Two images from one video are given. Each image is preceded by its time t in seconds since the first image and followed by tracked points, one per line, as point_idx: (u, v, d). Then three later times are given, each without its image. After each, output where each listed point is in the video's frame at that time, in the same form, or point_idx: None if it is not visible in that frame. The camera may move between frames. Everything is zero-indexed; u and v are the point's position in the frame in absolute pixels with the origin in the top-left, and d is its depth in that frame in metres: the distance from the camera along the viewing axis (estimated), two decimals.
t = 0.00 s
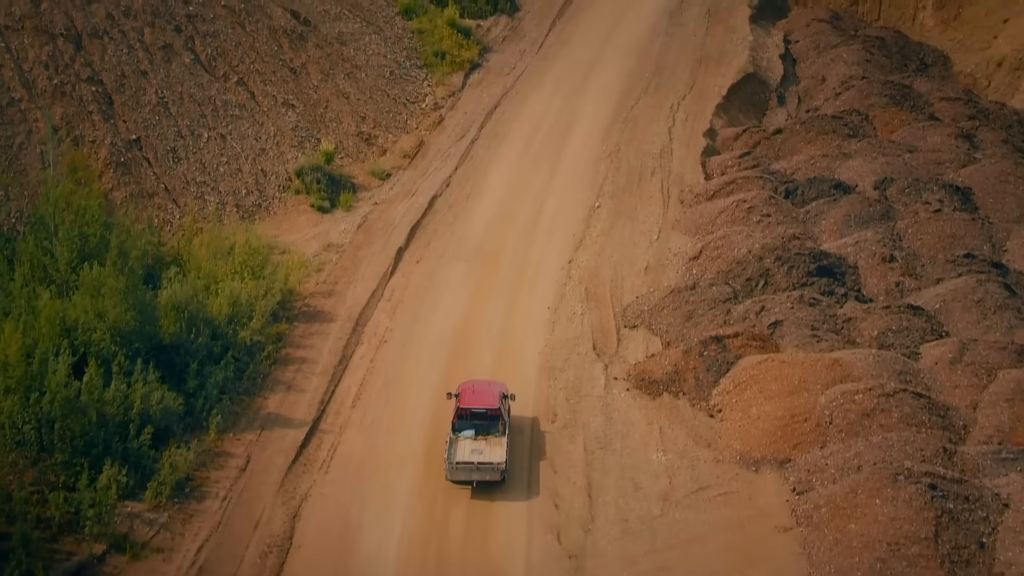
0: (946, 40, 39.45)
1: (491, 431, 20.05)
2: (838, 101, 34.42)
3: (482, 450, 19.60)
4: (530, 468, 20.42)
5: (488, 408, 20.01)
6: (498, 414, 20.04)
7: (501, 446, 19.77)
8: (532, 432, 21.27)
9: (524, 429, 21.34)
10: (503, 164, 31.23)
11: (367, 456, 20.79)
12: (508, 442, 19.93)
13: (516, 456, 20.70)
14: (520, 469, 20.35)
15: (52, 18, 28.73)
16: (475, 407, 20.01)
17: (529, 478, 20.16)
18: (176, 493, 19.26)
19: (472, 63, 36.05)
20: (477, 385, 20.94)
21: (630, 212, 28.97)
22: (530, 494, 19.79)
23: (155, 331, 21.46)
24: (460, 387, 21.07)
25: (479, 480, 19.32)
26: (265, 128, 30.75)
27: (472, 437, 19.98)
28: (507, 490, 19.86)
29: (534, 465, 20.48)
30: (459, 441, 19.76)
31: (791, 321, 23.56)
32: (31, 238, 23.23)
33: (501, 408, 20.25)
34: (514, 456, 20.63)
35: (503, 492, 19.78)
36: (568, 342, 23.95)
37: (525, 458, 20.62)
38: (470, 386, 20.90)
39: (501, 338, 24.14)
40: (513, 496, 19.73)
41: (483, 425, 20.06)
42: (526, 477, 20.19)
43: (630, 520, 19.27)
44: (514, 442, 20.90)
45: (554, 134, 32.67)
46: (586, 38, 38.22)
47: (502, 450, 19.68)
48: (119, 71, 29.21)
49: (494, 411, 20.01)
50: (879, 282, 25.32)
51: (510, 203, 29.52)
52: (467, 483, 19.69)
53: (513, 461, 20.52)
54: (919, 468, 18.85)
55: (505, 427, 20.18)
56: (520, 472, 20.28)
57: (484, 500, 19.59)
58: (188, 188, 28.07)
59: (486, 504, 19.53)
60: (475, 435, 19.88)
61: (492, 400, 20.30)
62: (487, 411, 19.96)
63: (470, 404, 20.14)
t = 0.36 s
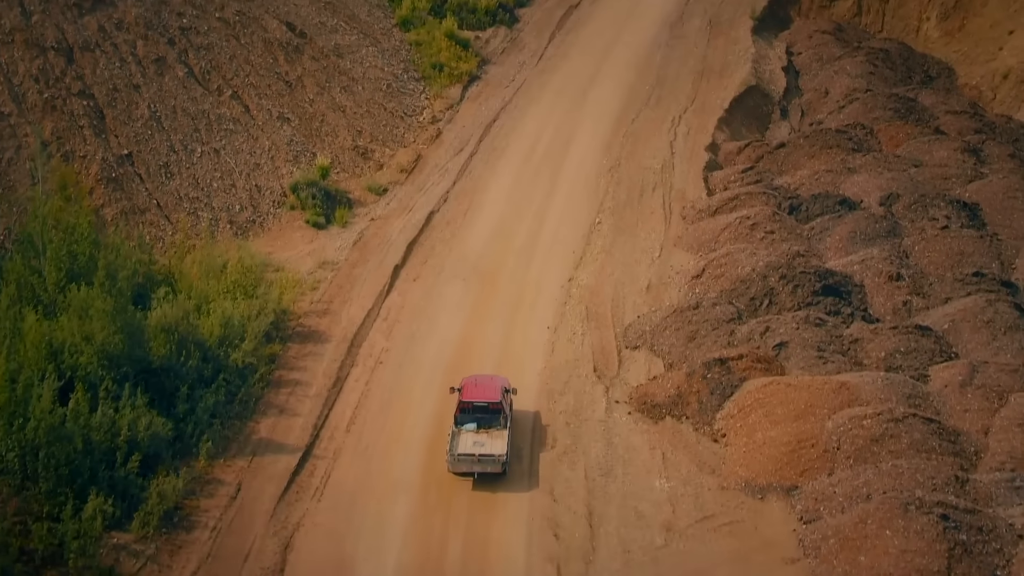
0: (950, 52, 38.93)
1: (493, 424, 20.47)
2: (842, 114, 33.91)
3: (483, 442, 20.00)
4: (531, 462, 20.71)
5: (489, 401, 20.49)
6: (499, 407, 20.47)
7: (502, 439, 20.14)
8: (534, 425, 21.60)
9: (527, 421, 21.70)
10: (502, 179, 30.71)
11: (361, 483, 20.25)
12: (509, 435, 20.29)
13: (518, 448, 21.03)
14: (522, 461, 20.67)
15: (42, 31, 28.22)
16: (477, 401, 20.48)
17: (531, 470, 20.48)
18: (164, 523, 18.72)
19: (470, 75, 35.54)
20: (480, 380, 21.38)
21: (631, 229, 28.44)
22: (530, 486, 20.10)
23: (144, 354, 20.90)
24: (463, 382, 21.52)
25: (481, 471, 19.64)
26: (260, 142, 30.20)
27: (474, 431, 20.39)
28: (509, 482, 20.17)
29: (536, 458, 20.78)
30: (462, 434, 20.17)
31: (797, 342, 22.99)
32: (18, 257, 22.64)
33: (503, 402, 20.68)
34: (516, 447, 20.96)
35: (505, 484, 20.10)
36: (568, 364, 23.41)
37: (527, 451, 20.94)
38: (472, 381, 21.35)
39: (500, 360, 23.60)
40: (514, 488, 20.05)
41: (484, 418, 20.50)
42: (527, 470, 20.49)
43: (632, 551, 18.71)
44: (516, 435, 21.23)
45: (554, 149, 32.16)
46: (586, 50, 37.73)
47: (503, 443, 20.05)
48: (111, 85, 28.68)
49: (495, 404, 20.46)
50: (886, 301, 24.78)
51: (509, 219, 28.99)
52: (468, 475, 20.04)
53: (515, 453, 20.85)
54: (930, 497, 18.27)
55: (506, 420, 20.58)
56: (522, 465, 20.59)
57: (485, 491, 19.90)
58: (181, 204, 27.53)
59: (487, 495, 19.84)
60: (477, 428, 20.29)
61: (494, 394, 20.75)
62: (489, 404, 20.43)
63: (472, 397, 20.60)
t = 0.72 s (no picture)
0: (955, 65, 38.42)
1: (494, 418, 20.81)
2: (845, 129, 33.40)
3: (485, 436, 20.36)
4: (532, 456, 20.97)
5: (491, 396, 20.81)
6: (501, 402, 20.80)
7: (503, 433, 20.45)
8: (534, 429, 21.65)
9: (529, 415, 22.02)
10: (500, 195, 30.15)
11: (354, 511, 19.68)
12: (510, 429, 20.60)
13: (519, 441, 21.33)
14: (522, 454, 20.96)
15: (32, 44, 27.69)
16: (479, 395, 20.79)
17: (531, 463, 20.78)
18: (149, 556, 18.13)
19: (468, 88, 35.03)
20: (482, 374, 21.69)
21: (632, 246, 27.87)
22: (530, 478, 20.41)
23: (131, 379, 20.32)
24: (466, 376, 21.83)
25: (482, 465, 19.95)
26: (253, 158, 29.64)
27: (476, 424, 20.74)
28: (509, 474, 20.46)
29: (536, 451, 21.07)
30: (463, 428, 20.51)
31: (802, 365, 22.41)
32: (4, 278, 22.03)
33: (505, 396, 20.99)
34: (517, 440, 21.25)
35: (505, 477, 20.40)
36: (567, 387, 22.85)
37: (528, 443, 21.24)
38: (475, 375, 21.65)
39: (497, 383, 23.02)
40: (514, 480, 20.33)
41: (486, 412, 20.85)
42: (527, 463, 20.78)
43: None
44: (517, 428, 21.52)
45: (553, 164, 31.59)
46: (586, 62, 37.21)
47: (504, 437, 20.38)
48: (102, 99, 28.15)
49: (497, 399, 20.78)
50: (892, 321, 24.20)
51: (507, 236, 28.42)
52: (469, 468, 20.36)
53: (516, 445, 21.14)
54: (942, 529, 17.68)
55: (508, 415, 20.91)
56: (522, 457, 20.89)
57: (485, 484, 20.19)
58: (172, 222, 26.97)
59: (488, 487, 20.15)
60: (479, 422, 20.63)
61: (496, 388, 21.05)
62: (491, 398, 20.75)
63: (474, 392, 20.92)
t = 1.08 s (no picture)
0: (959, 77, 37.93)
1: (496, 413, 21.06)
2: (849, 143, 32.88)
3: (487, 430, 20.64)
4: (533, 449, 21.29)
5: (493, 391, 21.04)
6: (503, 397, 21.06)
7: (505, 427, 20.72)
8: (533, 454, 21.15)
9: (530, 410, 22.33)
10: (499, 211, 29.58)
11: (347, 540, 19.10)
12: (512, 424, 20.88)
13: (520, 434, 21.65)
14: (523, 446, 21.30)
15: (21, 58, 27.15)
16: (482, 390, 21.03)
17: (532, 457, 21.08)
18: None
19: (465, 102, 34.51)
20: (484, 370, 21.93)
21: (632, 264, 27.32)
22: (531, 472, 20.73)
23: (116, 405, 19.71)
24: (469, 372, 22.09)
25: (483, 458, 20.27)
26: (246, 173, 29.07)
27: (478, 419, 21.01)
28: (510, 468, 20.79)
29: (538, 445, 21.37)
30: (466, 422, 20.80)
31: (808, 389, 21.80)
32: None
33: (507, 392, 21.24)
34: (519, 434, 21.57)
35: (506, 470, 20.72)
36: (567, 412, 22.31)
37: (529, 436, 21.57)
38: (478, 370, 21.91)
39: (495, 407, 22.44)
40: (514, 473, 20.66)
41: (489, 407, 21.09)
42: (528, 456, 21.11)
43: None
44: (518, 423, 21.83)
45: (552, 179, 31.04)
46: (586, 75, 36.71)
47: (506, 431, 20.65)
48: (92, 114, 27.59)
49: (499, 395, 21.02)
50: (900, 343, 23.63)
51: (505, 254, 27.85)
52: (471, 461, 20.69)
53: (517, 439, 21.47)
54: (954, 563, 17.03)
55: (510, 410, 21.18)
56: (524, 451, 21.21)
57: (487, 476, 20.53)
58: (163, 239, 26.38)
59: (489, 480, 20.49)
60: (481, 417, 20.90)
61: (498, 384, 21.30)
62: (493, 394, 20.98)
63: (477, 387, 21.16)
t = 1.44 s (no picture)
0: (964, 91, 37.40)
1: (499, 408, 21.45)
2: (852, 159, 32.32)
3: (489, 425, 21.02)
4: (536, 445, 21.57)
5: (496, 387, 21.44)
6: (505, 393, 21.43)
7: (507, 422, 21.09)
8: (530, 481, 20.61)
9: (529, 435, 21.83)
10: (496, 229, 29.00)
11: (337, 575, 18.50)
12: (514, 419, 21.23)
13: (524, 429, 21.99)
14: (526, 441, 21.63)
15: (8, 75, 26.62)
16: (484, 386, 21.44)
17: (534, 452, 21.39)
18: None
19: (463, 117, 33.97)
20: (488, 366, 22.35)
21: (633, 284, 26.73)
22: (532, 466, 21.02)
23: (100, 433, 19.08)
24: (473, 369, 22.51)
25: (485, 453, 20.61)
26: (238, 191, 28.47)
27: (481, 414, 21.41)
28: (512, 462, 21.11)
29: (539, 452, 21.37)
30: (469, 418, 21.21)
31: (814, 416, 21.17)
32: None
33: (509, 387, 21.62)
34: (522, 430, 21.88)
35: (508, 464, 21.03)
36: (566, 440, 21.69)
37: (533, 431, 21.90)
38: (481, 367, 22.33)
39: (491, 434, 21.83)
40: (516, 467, 20.98)
41: (491, 403, 21.49)
42: (531, 452, 21.41)
43: None
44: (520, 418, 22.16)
45: (551, 196, 30.48)
46: (585, 89, 36.19)
47: (508, 426, 21.01)
48: (81, 130, 27.01)
49: (501, 390, 21.40)
50: (907, 366, 23.01)
51: (502, 273, 27.26)
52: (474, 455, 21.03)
53: (520, 435, 21.78)
54: None
55: (512, 406, 21.55)
56: (526, 446, 21.51)
57: (489, 471, 20.85)
58: (153, 258, 25.77)
59: (491, 474, 20.80)
60: (484, 412, 21.32)
61: (500, 380, 21.69)
62: (495, 389, 21.38)
63: (480, 383, 21.56)
